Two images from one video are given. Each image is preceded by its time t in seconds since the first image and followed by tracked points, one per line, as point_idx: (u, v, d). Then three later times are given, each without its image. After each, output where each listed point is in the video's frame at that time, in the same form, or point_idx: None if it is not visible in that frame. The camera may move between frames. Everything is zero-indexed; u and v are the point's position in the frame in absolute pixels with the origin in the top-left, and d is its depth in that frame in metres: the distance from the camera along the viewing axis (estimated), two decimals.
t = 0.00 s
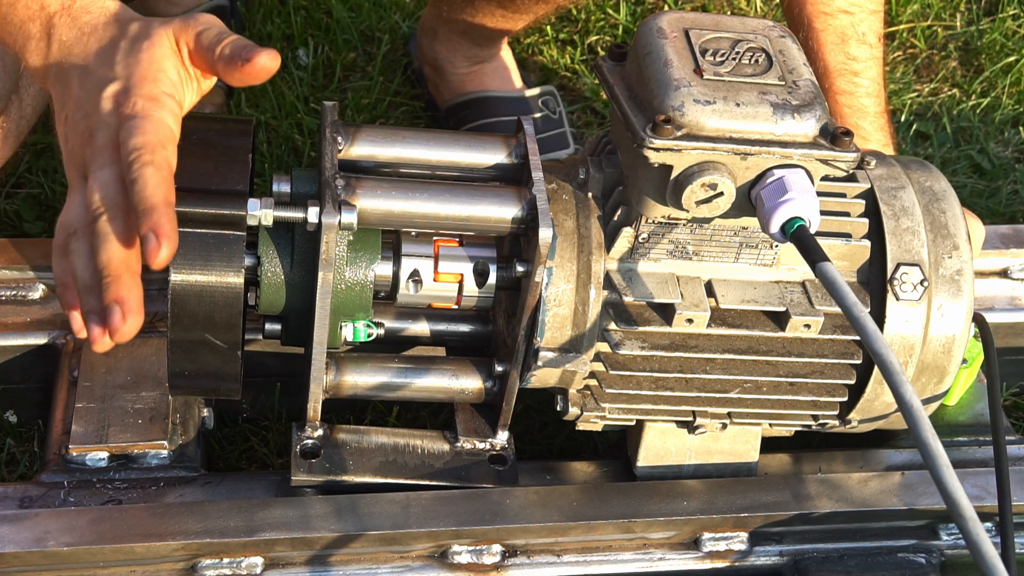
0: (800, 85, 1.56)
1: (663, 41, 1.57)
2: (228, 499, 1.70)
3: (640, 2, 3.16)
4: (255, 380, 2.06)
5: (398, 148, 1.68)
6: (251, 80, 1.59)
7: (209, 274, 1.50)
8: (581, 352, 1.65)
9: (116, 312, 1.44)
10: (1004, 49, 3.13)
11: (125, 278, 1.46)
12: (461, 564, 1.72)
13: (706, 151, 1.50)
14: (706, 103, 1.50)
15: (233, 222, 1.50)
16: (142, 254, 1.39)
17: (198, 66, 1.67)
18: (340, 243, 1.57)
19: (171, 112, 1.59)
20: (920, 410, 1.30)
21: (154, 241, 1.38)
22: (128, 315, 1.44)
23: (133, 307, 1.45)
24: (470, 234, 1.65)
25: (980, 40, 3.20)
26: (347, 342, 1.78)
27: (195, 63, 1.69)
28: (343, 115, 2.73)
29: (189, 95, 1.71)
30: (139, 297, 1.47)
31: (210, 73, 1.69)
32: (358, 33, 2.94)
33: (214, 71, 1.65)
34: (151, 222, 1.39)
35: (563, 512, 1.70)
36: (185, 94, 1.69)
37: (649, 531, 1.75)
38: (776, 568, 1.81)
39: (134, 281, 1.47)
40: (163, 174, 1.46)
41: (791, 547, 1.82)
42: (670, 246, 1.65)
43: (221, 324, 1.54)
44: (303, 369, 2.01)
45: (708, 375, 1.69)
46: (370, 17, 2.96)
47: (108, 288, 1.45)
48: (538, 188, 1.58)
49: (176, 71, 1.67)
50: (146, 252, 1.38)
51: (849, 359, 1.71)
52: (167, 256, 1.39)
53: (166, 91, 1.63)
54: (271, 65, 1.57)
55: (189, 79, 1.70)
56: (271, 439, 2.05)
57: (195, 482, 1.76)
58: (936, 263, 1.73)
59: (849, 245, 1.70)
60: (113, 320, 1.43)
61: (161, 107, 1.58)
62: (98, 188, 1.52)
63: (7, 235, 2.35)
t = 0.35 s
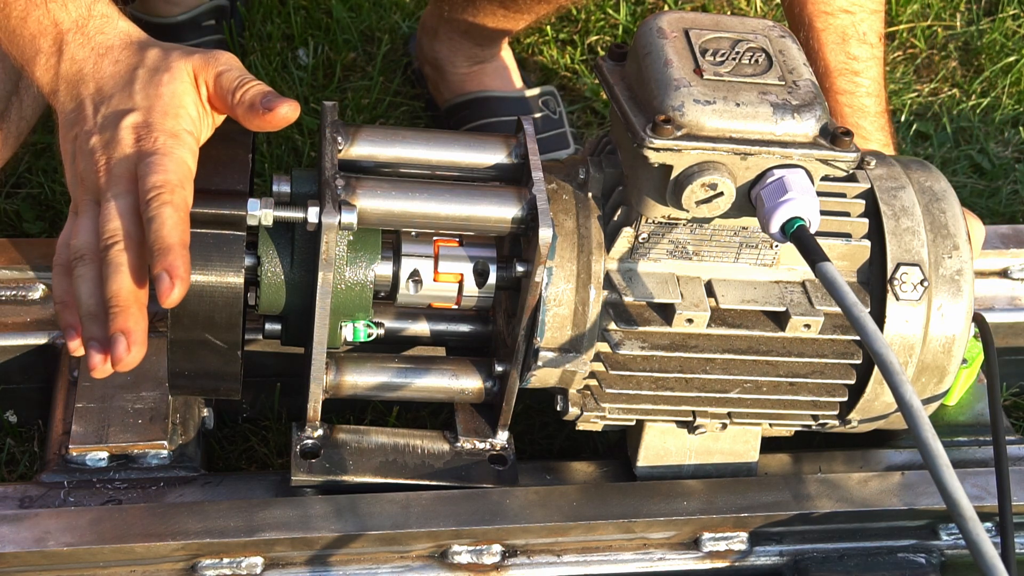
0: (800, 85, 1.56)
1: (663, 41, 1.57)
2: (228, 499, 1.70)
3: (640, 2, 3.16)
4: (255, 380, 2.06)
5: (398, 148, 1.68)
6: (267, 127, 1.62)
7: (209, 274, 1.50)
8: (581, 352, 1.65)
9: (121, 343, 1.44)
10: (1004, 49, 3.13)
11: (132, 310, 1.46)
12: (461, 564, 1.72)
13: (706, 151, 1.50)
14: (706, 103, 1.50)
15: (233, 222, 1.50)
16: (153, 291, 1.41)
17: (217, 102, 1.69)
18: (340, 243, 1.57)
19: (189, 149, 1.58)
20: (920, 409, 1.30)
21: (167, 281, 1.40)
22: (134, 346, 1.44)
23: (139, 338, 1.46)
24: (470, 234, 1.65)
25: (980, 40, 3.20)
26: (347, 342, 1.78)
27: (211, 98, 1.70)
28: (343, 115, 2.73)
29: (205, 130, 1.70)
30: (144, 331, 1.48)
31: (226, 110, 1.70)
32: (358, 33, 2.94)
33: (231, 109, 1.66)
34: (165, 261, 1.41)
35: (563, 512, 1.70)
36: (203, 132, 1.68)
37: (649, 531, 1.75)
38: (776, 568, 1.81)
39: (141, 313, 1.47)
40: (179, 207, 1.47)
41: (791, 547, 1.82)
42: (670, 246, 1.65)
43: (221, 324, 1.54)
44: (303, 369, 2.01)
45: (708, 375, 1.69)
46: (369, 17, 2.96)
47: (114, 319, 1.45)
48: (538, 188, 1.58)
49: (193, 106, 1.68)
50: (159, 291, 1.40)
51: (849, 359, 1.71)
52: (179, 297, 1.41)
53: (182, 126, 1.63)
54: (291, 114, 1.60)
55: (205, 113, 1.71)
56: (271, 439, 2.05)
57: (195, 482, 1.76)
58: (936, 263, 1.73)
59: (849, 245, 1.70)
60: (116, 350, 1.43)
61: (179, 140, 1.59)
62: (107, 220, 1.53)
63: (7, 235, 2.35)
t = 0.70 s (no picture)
0: (800, 85, 1.56)
1: (663, 41, 1.57)
2: (228, 499, 1.70)
3: (640, 2, 3.16)
4: (255, 381, 2.06)
5: (398, 148, 1.68)
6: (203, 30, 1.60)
7: (209, 274, 1.50)
8: (581, 352, 1.65)
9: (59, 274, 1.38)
10: (1004, 49, 3.13)
11: (79, 212, 1.39)
12: (461, 564, 1.72)
13: (706, 151, 1.50)
14: (706, 103, 1.50)
15: (233, 222, 1.49)
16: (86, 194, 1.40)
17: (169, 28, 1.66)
18: (340, 242, 1.57)
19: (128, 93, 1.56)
20: (920, 409, 1.30)
21: (97, 177, 1.39)
22: (83, 250, 1.38)
23: (88, 241, 1.38)
24: (470, 234, 1.65)
25: (980, 40, 3.20)
26: (347, 342, 1.78)
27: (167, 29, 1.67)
28: (343, 115, 2.73)
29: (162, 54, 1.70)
30: (95, 231, 1.40)
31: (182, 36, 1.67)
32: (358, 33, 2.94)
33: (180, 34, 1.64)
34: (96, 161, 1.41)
35: (563, 512, 1.70)
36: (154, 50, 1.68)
37: (649, 531, 1.75)
38: (776, 568, 1.81)
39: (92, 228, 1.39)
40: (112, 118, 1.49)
41: (791, 547, 1.82)
42: (670, 246, 1.65)
43: (221, 324, 1.54)
44: (303, 369, 2.01)
45: (708, 375, 1.69)
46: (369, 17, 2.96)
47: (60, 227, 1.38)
48: (538, 188, 1.58)
49: (144, 29, 1.66)
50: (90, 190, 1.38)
51: (849, 359, 1.71)
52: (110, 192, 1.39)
53: (136, 44, 1.64)
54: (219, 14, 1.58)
55: (165, 42, 1.70)
56: (271, 439, 2.05)
57: (195, 482, 1.76)
58: (936, 263, 1.73)
59: (849, 245, 1.70)
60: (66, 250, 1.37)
61: (125, 93, 1.56)
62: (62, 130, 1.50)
63: (7, 235, 2.35)
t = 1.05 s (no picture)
0: (800, 85, 1.56)
1: (663, 41, 1.57)
2: (228, 499, 1.70)
3: (640, 3, 3.17)
4: (255, 381, 2.06)
5: (398, 148, 1.68)
6: None
7: (209, 274, 1.50)
8: (581, 352, 1.65)
9: None
10: (1004, 49, 3.13)
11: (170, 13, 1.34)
12: (461, 564, 1.72)
13: (706, 151, 1.50)
14: (706, 103, 1.50)
15: (233, 222, 1.49)
16: None
17: None
18: (340, 243, 1.57)
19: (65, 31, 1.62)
20: (920, 409, 1.30)
21: None
22: None
23: None
24: (470, 234, 1.65)
25: (980, 40, 3.20)
26: (347, 342, 1.78)
27: None
28: (343, 115, 2.73)
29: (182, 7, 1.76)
30: None
31: None
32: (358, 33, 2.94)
33: None
34: None
35: (563, 512, 1.70)
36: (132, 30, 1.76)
37: (649, 531, 1.75)
38: (776, 568, 1.81)
39: None
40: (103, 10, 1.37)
41: (791, 547, 1.82)
42: (670, 246, 1.65)
43: (221, 324, 1.54)
44: (303, 368, 2.01)
45: (708, 375, 1.69)
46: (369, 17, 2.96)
47: None
48: (538, 188, 1.58)
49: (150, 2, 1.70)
50: None
51: (849, 359, 1.71)
52: None
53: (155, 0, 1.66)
54: None
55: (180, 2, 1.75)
56: (271, 439, 2.05)
57: (195, 482, 1.76)
58: (936, 263, 1.73)
59: (849, 245, 1.70)
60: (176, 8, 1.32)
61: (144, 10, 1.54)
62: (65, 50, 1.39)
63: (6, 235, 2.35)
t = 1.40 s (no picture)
0: (800, 85, 1.56)
1: (663, 41, 1.57)
2: (228, 499, 1.70)
3: (640, 2, 3.17)
4: (255, 381, 2.06)
5: (398, 148, 1.68)
6: None
7: (209, 274, 1.50)
8: (581, 352, 1.65)
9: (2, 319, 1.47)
10: (1004, 49, 3.13)
11: (161, 124, 1.26)
12: (461, 564, 1.72)
13: (706, 151, 1.50)
14: (706, 103, 1.50)
15: (233, 222, 1.49)
16: (175, 94, 1.27)
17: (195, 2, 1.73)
18: (340, 243, 1.57)
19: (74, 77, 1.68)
20: (920, 409, 1.30)
21: (189, 75, 1.27)
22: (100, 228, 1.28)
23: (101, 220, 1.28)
24: (470, 234, 1.65)
25: (980, 40, 3.20)
26: (347, 342, 1.78)
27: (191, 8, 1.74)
28: (343, 115, 2.73)
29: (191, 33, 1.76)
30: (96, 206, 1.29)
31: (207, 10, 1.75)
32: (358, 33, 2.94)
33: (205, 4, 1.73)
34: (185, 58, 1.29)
35: (563, 512, 1.70)
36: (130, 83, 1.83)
37: (649, 531, 1.75)
38: (776, 568, 1.81)
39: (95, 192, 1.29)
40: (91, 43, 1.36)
41: (791, 547, 1.82)
42: (670, 246, 1.66)
43: (221, 324, 1.54)
44: (303, 369, 2.01)
45: (708, 375, 1.69)
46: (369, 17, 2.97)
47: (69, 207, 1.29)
48: (538, 188, 1.58)
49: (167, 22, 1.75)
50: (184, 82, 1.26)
51: (849, 359, 1.71)
52: (203, 95, 1.27)
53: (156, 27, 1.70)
54: None
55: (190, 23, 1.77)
56: (271, 439, 2.05)
57: (195, 482, 1.76)
58: (936, 263, 1.73)
59: (849, 245, 1.70)
60: (148, 158, 1.22)
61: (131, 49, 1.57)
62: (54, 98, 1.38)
63: (7, 234, 2.35)
